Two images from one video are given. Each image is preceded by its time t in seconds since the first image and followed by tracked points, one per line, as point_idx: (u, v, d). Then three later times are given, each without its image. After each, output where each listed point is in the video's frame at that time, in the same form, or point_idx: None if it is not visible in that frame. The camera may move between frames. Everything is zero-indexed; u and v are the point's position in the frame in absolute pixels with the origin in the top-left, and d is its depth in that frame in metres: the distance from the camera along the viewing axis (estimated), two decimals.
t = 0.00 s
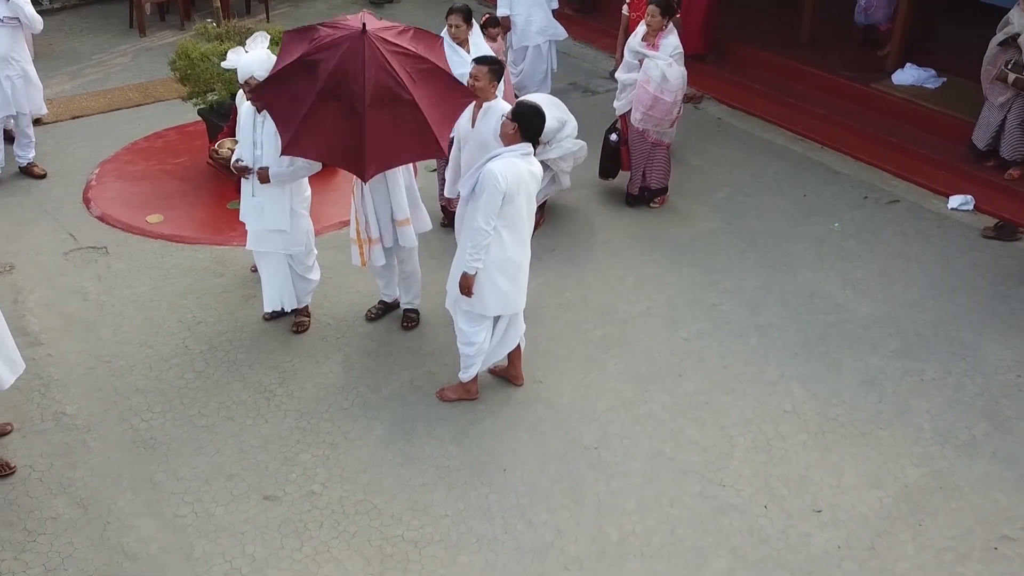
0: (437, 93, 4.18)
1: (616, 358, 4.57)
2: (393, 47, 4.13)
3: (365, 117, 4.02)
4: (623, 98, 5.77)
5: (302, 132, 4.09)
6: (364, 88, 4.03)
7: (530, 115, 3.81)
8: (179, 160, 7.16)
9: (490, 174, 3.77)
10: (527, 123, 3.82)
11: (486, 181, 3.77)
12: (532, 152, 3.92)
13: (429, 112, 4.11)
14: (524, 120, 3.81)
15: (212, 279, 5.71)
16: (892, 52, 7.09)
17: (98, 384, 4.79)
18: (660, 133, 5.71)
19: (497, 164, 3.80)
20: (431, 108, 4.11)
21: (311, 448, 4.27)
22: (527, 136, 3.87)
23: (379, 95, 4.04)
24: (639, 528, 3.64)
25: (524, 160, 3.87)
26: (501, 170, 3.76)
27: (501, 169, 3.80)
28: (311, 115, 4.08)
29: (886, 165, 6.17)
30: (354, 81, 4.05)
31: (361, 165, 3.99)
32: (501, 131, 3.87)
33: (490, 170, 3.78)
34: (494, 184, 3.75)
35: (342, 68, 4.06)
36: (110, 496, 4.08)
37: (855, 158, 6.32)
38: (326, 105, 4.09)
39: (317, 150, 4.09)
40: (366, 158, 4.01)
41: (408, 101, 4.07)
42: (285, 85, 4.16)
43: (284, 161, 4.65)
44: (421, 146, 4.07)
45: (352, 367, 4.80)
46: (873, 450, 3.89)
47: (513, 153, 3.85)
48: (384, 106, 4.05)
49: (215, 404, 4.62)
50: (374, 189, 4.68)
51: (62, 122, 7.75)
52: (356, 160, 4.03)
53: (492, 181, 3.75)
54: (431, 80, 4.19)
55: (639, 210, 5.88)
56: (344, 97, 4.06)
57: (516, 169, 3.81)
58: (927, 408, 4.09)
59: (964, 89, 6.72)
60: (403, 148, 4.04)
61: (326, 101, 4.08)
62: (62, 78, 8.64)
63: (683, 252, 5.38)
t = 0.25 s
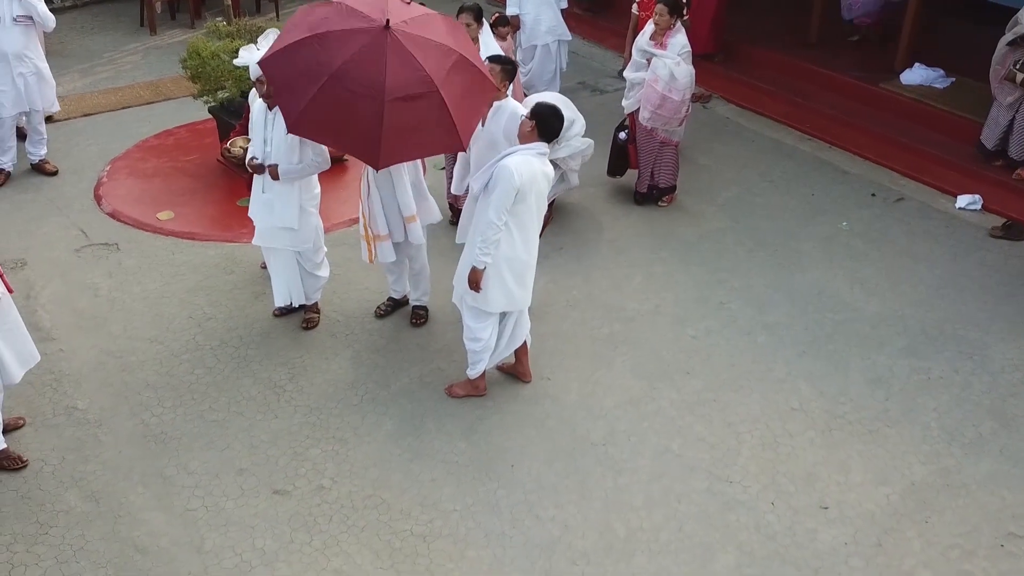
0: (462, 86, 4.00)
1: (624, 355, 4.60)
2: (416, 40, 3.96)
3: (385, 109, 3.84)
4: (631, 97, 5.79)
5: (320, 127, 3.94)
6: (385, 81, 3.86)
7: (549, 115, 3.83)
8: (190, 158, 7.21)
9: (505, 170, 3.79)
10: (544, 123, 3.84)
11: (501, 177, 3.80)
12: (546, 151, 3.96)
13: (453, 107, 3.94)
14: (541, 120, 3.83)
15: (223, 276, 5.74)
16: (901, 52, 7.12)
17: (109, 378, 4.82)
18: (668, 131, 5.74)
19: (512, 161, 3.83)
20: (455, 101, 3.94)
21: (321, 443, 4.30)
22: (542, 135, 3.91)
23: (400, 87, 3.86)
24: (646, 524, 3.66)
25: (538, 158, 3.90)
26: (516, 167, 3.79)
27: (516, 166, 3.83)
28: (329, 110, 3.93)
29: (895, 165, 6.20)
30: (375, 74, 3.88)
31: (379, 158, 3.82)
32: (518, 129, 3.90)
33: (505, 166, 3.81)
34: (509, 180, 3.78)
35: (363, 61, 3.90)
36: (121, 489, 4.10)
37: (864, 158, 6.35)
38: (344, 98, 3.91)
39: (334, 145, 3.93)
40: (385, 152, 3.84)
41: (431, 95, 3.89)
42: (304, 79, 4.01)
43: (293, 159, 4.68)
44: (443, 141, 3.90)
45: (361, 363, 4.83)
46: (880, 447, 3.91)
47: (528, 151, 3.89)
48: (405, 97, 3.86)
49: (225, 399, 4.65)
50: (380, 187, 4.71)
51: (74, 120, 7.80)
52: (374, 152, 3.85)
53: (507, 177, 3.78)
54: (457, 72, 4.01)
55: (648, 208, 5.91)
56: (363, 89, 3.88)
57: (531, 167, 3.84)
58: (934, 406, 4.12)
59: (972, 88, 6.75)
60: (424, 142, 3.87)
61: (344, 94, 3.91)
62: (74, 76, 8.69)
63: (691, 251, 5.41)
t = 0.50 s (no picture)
0: (485, 81, 4.04)
1: (634, 352, 4.63)
2: (440, 36, 4.00)
3: (411, 100, 3.86)
4: (640, 94, 5.86)
5: (345, 119, 3.95)
6: (411, 73, 3.89)
7: (563, 113, 3.86)
8: (201, 155, 7.24)
9: (518, 166, 3.83)
10: (559, 120, 3.87)
11: (516, 172, 3.82)
12: (561, 149, 3.98)
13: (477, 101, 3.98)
14: (556, 117, 3.86)
15: (234, 272, 5.77)
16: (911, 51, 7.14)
17: (122, 373, 4.85)
18: (677, 129, 5.80)
19: (527, 156, 3.86)
20: (479, 95, 3.99)
21: (333, 437, 4.33)
22: (556, 132, 3.93)
23: (426, 79, 3.89)
24: (658, 520, 3.68)
25: (553, 155, 3.93)
26: (531, 163, 3.81)
27: (532, 161, 3.85)
28: (354, 102, 3.95)
29: (905, 163, 6.20)
30: (401, 67, 3.91)
31: (405, 148, 3.82)
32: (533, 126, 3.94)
33: (520, 161, 3.83)
34: (523, 175, 3.80)
35: (389, 55, 3.93)
36: (135, 483, 4.12)
37: (875, 156, 6.35)
38: (369, 90, 3.93)
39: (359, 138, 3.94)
40: (411, 142, 3.84)
41: (456, 88, 3.93)
42: (329, 74, 4.03)
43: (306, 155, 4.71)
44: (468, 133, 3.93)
45: (373, 358, 4.86)
46: (890, 445, 3.95)
47: (543, 147, 3.91)
48: (431, 89, 3.89)
49: (237, 393, 4.68)
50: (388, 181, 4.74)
51: (86, 117, 7.84)
52: (399, 143, 3.85)
53: (522, 172, 3.80)
54: (480, 67, 4.06)
55: (659, 207, 5.94)
56: (389, 80, 3.90)
57: (546, 163, 3.86)
58: (945, 404, 4.16)
59: (983, 87, 6.77)
60: (449, 134, 3.89)
61: (369, 86, 3.93)
62: (85, 73, 8.74)
63: (702, 249, 5.45)
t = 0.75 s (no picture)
0: (493, 68, 4.07)
1: (643, 351, 4.64)
2: (445, 26, 4.03)
3: (421, 91, 3.88)
4: (647, 93, 5.90)
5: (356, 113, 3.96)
6: (417, 65, 3.91)
7: (571, 109, 3.88)
8: (210, 153, 7.27)
9: (528, 163, 3.84)
10: (567, 116, 3.89)
11: (525, 169, 3.84)
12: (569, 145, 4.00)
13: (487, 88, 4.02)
14: (564, 113, 3.88)
15: (244, 269, 5.80)
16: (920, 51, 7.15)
17: (132, 370, 4.87)
18: (684, 128, 5.84)
19: (536, 153, 3.87)
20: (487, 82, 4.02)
21: (343, 434, 4.35)
22: (565, 129, 3.95)
23: (435, 69, 3.92)
24: (667, 518, 3.69)
25: (562, 151, 3.95)
26: (540, 159, 3.83)
27: (541, 158, 3.87)
28: (364, 95, 3.96)
29: (914, 163, 6.20)
30: (409, 58, 3.93)
31: (418, 139, 3.85)
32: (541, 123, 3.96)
33: (529, 157, 3.85)
34: (533, 171, 3.81)
35: (396, 47, 3.95)
36: (145, 479, 4.14)
37: (884, 156, 6.35)
38: (378, 82, 3.94)
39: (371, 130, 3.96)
40: (424, 133, 3.87)
41: (464, 78, 3.96)
42: (336, 68, 4.04)
43: (317, 153, 4.74)
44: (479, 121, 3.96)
45: (382, 356, 4.88)
46: (899, 444, 3.97)
47: (552, 144, 3.93)
48: (440, 78, 3.92)
49: (247, 390, 4.70)
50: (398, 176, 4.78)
51: (95, 115, 7.88)
52: (412, 134, 3.88)
53: (532, 168, 3.81)
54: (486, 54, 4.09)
55: (667, 206, 5.96)
56: (398, 71, 3.92)
57: (555, 160, 3.88)
58: (954, 404, 4.18)
59: (991, 87, 6.77)
60: (458, 125, 3.93)
61: (378, 78, 3.94)
62: (95, 71, 8.77)
63: (711, 248, 5.47)
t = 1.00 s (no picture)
0: (499, 45, 4.11)
1: (650, 350, 4.65)
2: (451, 6, 4.09)
3: (430, 60, 3.89)
4: (653, 92, 5.97)
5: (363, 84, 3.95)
6: (425, 37, 3.93)
7: (572, 105, 3.89)
8: (218, 151, 7.29)
9: (534, 160, 3.85)
10: (571, 113, 3.90)
11: (531, 167, 3.85)
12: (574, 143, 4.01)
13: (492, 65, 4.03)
14: (567, 109, 3.90)
15: (251, 267, 5.82)
16: (928, 51, 7.14)
17: (140, 367, 4.89)
18: (688, 127, 5.89)
19: (541, 151, 3.88)
20: (494, 58, 4.03)
21: (350, 432, 4.36)
22: (569, 126, 3.96)
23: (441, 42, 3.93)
24: (673, 517, 3.69)
25: (567, 148, 3.96)
26: (546, 156, 3.84)
27: (547, 155, 3.88)
28: (371, 67, 3.97)
29: (921, 163, 6.22)
30: (417, 31, 3.96)
31: (429, 106, 3.83)
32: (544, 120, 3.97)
33: (534, 155, 3.86)
34: (538, 169, 3.82)
35: (404, 21, 3.99)
36: (152, 476, 4.15)
37: (891, 155, 6.38)
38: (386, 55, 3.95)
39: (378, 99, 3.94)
40: (434, 101, 3.85)
41: (472, 51, 3.97)
42: (344, 44, 4.07)
43: (326, 153, 4.77)
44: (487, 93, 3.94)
45: (389, 354, 4.89)
46: (906, 443, 3.97)
47: (557, 142, 3.94)
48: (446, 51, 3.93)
49: (255, 387, 4.71)
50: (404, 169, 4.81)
51: (103, 113, 7.91)
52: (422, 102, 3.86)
53: (538, 166, 3.83)
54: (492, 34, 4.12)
55: (674, 205, 5.97)
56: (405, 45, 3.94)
57: (561, 157, 3.89)
58: (961, 404, 4.18)
59: (999, 87, 6.76)
60: (466, 96, 3.92)
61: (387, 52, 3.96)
62: (103, 70, 8.80)
63: (718, 248, 5.47)
